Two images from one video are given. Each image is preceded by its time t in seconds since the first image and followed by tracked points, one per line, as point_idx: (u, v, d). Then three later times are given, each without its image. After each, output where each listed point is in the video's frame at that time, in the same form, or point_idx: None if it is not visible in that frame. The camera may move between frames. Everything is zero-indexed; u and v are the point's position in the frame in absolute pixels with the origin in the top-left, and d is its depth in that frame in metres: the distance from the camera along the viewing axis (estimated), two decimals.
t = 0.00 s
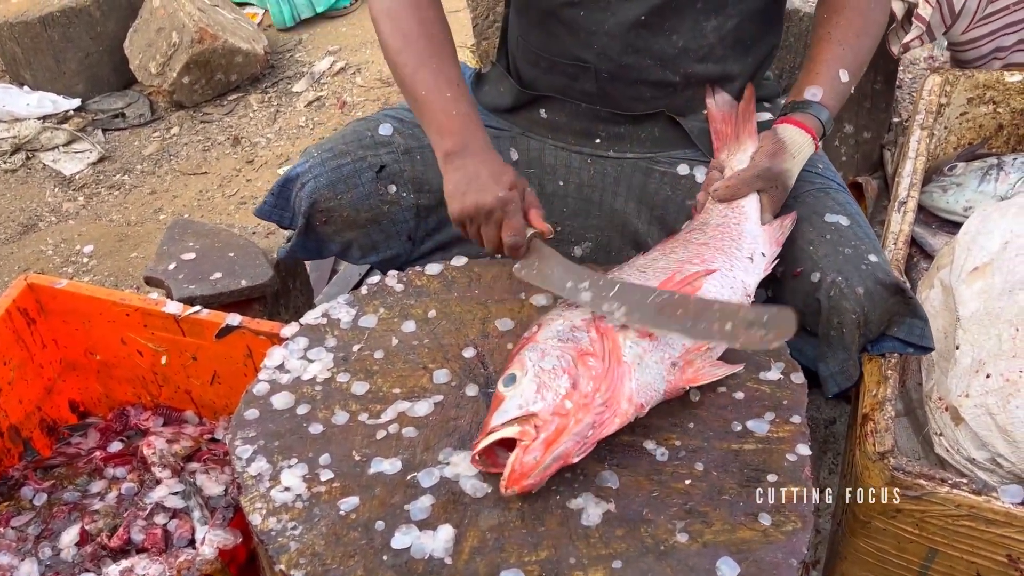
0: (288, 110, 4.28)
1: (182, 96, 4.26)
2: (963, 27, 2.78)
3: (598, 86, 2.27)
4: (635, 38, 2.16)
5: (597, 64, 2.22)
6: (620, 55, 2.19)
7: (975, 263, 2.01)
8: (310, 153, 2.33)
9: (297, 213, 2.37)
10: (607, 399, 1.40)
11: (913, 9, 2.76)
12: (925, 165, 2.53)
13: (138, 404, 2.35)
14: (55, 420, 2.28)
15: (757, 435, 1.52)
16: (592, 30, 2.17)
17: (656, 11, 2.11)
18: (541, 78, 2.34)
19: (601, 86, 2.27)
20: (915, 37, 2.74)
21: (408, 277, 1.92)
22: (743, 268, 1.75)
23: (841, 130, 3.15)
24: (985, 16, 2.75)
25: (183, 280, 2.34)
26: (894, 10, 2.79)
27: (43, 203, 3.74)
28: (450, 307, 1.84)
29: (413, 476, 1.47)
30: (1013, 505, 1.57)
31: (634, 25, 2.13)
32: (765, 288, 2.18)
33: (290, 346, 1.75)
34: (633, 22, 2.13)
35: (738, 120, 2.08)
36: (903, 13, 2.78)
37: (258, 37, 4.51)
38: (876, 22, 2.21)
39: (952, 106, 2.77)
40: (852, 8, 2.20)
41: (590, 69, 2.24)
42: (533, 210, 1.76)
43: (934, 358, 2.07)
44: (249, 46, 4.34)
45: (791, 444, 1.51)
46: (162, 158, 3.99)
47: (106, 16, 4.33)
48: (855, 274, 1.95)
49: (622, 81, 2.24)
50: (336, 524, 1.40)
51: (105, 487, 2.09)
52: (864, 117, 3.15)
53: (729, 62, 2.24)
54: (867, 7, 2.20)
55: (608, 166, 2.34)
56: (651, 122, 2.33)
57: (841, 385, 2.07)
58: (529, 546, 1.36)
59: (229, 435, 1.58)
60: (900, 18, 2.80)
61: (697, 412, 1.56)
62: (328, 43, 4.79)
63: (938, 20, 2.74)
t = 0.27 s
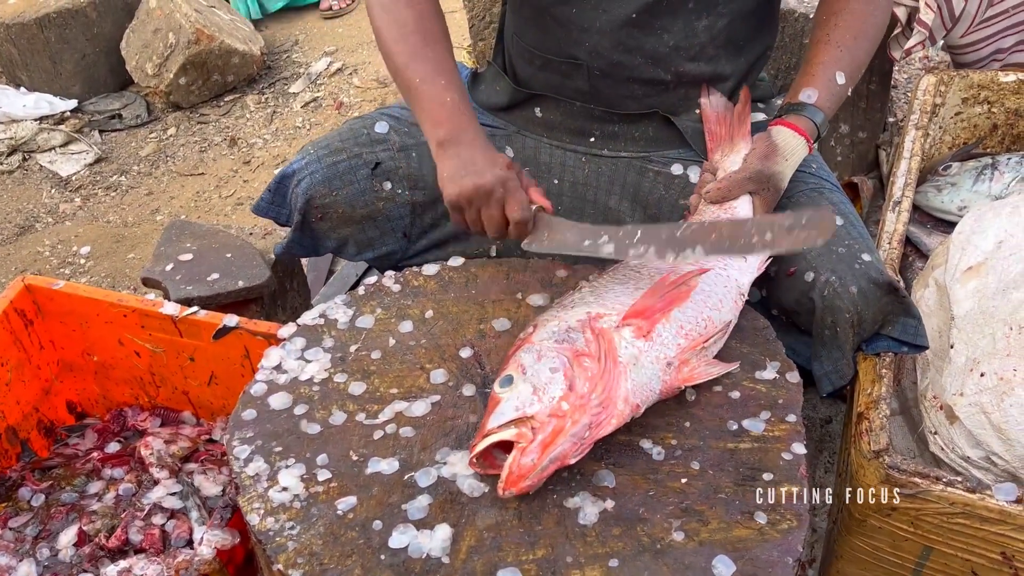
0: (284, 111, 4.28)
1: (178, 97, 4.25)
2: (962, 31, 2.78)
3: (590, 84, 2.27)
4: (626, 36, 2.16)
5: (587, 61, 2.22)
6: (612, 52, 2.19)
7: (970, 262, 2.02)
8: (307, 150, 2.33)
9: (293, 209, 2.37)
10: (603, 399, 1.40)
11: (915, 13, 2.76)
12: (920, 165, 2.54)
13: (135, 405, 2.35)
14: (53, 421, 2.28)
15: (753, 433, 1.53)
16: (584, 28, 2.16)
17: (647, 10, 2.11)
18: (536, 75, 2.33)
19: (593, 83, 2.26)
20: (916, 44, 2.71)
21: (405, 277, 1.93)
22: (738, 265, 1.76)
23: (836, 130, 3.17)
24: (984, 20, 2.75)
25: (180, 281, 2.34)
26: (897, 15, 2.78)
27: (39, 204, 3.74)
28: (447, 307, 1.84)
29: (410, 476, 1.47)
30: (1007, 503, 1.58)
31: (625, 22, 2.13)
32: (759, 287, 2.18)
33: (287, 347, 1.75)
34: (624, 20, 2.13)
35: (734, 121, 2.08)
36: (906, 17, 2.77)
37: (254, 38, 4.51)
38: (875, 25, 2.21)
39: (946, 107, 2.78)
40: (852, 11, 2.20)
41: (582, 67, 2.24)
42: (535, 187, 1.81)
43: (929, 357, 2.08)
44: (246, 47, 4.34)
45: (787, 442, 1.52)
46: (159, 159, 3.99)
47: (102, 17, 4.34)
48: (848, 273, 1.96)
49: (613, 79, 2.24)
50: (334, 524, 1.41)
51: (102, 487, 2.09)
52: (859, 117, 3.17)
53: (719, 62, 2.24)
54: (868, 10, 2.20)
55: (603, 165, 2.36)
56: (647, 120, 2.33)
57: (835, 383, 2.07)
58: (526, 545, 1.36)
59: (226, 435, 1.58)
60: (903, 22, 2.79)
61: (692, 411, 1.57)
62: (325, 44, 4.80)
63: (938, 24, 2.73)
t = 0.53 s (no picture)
0: (280, 109, 4.28)
1: (174, 95, 4.25)
2: (956, 29, 2.81)
3: (585, 81, 2.27)
4: (621, 32, 2.16)
5: (583, 57, 2.22)
6: (607, 47, 2.19)
7: (963, 258, 2.02)
8: (302, 151, 2.33)
9: (288, 210, 2.37)
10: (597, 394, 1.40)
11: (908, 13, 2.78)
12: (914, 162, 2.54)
13: (130, 403, 2.35)
14: (47, 419, 2.28)
15: (746, 428, 1.53)
16: (578, 22, 2.17)
17: (642, 6, 2.12)
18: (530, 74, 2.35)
19: (586, 79, 2.27)
20: (909, 42, 2.76)
21: (399, 274, 1.93)
22: (726, 259, 1.79)
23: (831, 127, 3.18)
24: (978, 18, 2.77)
25: (174, 279, 2.34)
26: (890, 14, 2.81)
27: (34, 203, 3.73)
28: (441, 304, 1.84)
29: (404, 472, 1.47)
30: (1000, 497, 1.59)
31: (620, 18, 2.14)
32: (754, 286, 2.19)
33: (281, 343, 1.75)
34: (619, 15, 2.14)
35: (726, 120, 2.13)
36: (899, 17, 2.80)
37: (249, 36, 4.51)
38: (871, 27, 2.18)
39: (940, 104, 2.79)
40: (846, 12, 2.18)
41: (577, 62, 2.24)
42: (534, 182, 1.82)
43: (923, 353, 2.08)
44: (241, 46, 4.34)
45: (780, 437, 1.52)
46: (154, 158, 3.99)
47: (97, 15, 4.34)
48: (843, 271, 1.96)
49: (609, 75, 2.24)
50: (327, 520, 1.41)
51: (97, 485, 2.09)
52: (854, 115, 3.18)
53: (716, 59, 2.25)
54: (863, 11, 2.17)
55: (598, 162, 2.36)
56: (642, 120, 2.33)
57: (831, 381, 2.08)
58: (520, 540, 1.36)
59: (221, 432, 1.58)
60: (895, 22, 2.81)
61: (686, 407, 1.57)
62: (321, 43, 4.80)
63: (931, 22, 2.78)
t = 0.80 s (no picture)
0: (275, 109, 4.28)
1: (168, 94, 4.25)
2: (948, 27, 2.85)
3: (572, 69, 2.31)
4: (605, 22, 2.19)
5: (571, 46, 2.26)
6: (591, 37, 2.23)
7: (954, 254, 2.03)
8: (297, 140, 2.33)
9: (282, 198, 2.36)
10: (595, 401, 1.37)
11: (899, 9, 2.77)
12: (905, 160, 2.55)
13: (123, 402, 2.35)
14: (40, 418, 2.28)
15: (737, 424, 1.54)
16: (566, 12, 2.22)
17: None
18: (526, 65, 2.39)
19: (575, 68, 2.30)
20: (901, 38, 2.79)
21: (392, 271, 1.93)
22: (667, 253, 1.82)
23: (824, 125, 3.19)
24: (970, 15, 2.80)
25: (167, 277, 2.34)
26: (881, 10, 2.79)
27: (28, 202, 3.73)
28: (433, 301, 1.84)
29: (395, 468, 1.48)
30: (989, 493, 1.59)
31: (603, 7, 2.17)
32: (745, 278, 2.19)
33: (274, 341, 1.75)
34: (602, 5, 2.17)
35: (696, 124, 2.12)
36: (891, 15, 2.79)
37: (244, 36, 4.50)
38: (834, 48, 2.14)
39: (932, 102, 2.80)
40: (806, 33, 2.14)
41: (565, 51, 2.28)
42: (512, 136, 2.09)
43: (914, 350, 2.09)
44: (236, 45, 4.34)
45: (771, 433, 1.52)
46: (148, 157, 3.99)
47: (90, 14, 4.35)
48: (835, 264, 1.96)
49: (595, 65, 2.28)
50: (318, 516, 1.41)
51: (90, 483, 2.08)
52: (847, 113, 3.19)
53: (702, 50, 2.25)
54: (826, 33, 2.13)
55: (591, 156, 2.35)
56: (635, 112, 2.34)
57: (821, 373, 2.09)
58: (511, 536, 1.36)
59: (212, 429, 1.59)
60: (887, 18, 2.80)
61: (677, 402, 1.58)
62: (315, 42, 4.80)
63: (923, 20, 2.81)
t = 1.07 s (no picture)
0: (272, 108, 4.28)
1: (166, 94, 4.25)
2: (939, 24, 2.83)
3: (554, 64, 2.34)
4: (582, 16, 2.22)
5: (551, 40, 2.30)
6: (569, 32, 2.26)
7: (946, 253, 2.05)
8: (292, 136, 2.37)
9: (277, 191, 2.40)
10: (606, 369, 1.39)
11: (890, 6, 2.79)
12: (899, 158, 2.57)
13: (121, 401, 2.35)
14: (38, 417, 2.29)
15: (731, 422, 1.55)
16: (544, 6, 2.25)
17: None
18: (508, 60, 2.43)
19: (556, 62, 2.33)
20: (893, 36, 2.76)
21: (388, 270, 1.94)
22: (651, 168, 1.79)
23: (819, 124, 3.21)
24: (959, 14, 2.79)
25: (164, 275, 2.35)
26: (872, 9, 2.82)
27: (25, 202, 3.73)
28: (430, 300, 1.85)
29: (391, 466, 1.48)
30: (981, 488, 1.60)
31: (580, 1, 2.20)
32: (725, 278, 2.15)
33: (270, 340, 1.76)
34: None
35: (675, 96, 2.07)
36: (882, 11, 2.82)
37: (241, 35, 4.50)
38: (817, 30, 2.15)
39: (926, 101, 2.81)
40: (792, 8, 2.15)
41: (546, 46, 2.32)
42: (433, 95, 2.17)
43: (907, 347, 2.10)
44: (233, 44, 4.34)
45: (764, 430, 1.53)
46: (146, 156, 3.99)
47: (88, 14, 4.37)
48: (812, 264, 1.98)
49: (573, 59, 2.31)
50: (315, 514, 1.42)
51: (88, 482, 2.09)
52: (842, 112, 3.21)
53: (681, 47, 2.24)
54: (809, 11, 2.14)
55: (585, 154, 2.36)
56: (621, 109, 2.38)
57: (800, 374, 2.10)
58: (507, 533, 1.37)
59: (209, 427, 1.60)
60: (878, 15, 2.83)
61: (671, 400, 1.59)
62: (312, 42, 4.80)
63: (915, 16, 2.79)
